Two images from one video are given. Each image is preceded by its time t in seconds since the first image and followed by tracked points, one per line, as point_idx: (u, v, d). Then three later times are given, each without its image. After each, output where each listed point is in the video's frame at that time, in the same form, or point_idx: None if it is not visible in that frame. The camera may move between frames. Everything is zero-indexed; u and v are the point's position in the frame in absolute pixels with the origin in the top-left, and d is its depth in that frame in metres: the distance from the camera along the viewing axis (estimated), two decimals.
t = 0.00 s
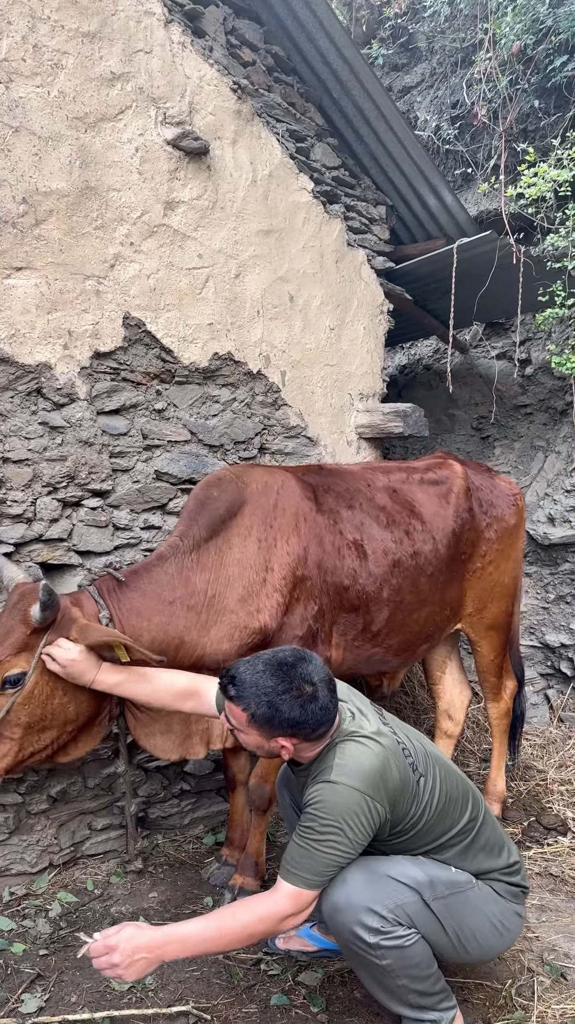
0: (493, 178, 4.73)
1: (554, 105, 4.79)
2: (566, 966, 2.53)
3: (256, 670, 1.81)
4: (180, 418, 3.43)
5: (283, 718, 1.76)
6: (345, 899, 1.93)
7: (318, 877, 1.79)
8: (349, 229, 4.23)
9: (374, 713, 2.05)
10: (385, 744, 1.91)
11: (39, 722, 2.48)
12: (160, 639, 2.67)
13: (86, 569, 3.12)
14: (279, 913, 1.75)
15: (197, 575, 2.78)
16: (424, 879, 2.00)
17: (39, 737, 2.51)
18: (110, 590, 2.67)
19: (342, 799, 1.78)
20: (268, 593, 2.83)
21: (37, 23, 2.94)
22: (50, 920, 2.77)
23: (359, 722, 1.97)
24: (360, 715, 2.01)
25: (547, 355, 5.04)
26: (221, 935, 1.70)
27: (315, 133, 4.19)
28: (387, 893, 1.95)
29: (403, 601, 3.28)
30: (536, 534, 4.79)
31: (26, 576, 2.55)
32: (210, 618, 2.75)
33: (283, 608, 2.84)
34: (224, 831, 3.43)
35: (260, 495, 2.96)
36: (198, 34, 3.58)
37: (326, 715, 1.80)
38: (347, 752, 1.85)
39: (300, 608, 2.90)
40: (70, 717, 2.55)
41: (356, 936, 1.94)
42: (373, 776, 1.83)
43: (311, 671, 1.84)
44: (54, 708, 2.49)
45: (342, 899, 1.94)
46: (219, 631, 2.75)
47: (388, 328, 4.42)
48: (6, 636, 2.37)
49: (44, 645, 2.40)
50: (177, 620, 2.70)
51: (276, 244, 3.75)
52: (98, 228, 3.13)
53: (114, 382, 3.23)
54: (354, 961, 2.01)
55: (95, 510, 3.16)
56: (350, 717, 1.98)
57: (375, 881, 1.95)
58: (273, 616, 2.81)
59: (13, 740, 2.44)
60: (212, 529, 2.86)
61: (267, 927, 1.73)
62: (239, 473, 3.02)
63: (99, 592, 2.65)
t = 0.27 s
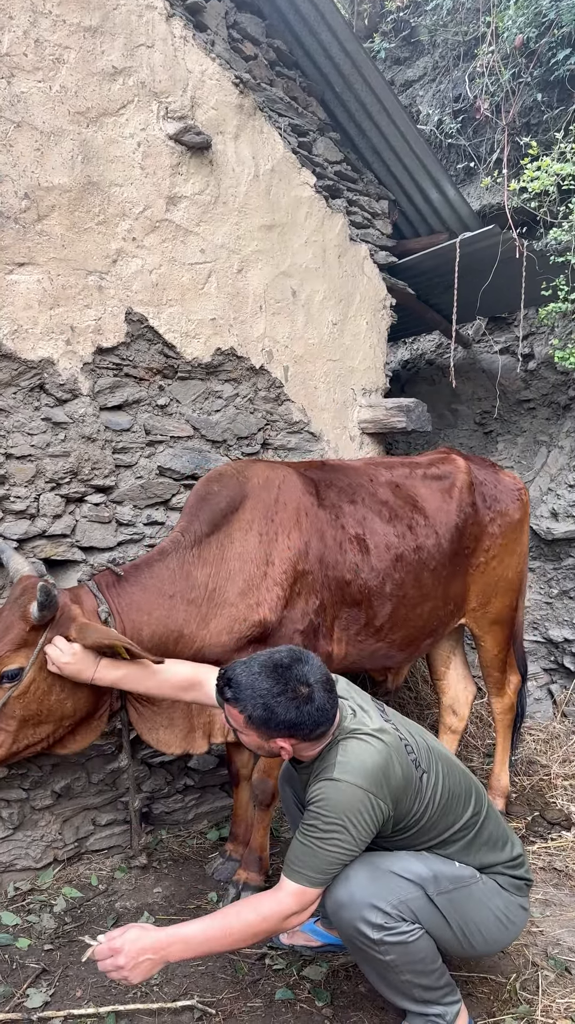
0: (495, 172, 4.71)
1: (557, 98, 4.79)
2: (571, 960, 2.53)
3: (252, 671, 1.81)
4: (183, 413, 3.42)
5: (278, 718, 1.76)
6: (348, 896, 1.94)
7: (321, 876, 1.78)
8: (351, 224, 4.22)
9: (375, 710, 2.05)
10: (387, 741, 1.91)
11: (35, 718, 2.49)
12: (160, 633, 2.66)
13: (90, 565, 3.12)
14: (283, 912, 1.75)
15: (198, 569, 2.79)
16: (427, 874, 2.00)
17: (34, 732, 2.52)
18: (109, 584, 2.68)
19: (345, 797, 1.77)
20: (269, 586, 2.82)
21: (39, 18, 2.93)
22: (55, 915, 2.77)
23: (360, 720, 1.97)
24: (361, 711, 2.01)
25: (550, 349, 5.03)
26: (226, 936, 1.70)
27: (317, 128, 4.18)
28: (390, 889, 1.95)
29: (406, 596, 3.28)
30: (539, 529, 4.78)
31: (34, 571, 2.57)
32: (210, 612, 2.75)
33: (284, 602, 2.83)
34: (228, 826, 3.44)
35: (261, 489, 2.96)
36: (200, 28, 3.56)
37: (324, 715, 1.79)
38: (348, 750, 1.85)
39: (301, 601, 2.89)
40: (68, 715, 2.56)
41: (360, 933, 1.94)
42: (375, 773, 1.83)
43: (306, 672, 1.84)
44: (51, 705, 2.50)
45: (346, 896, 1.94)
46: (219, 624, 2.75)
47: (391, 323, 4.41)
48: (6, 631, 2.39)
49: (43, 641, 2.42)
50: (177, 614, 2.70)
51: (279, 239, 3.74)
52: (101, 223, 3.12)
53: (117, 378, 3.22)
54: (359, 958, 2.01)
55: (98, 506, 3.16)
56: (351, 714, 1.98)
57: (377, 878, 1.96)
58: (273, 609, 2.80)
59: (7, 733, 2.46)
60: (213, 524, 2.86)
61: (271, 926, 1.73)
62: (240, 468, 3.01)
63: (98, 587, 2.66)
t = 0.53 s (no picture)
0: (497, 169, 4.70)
1: (558, 95, 4.79)
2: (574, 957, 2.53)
3: (257, 662, 1.81)
4: (184, 411, 3.42)
5: (281, 709, 1.75)
6: (346, 895, 1.94)
7: (321, 875, 1.78)
8: (353, 222, 4.21)
9: (381, 708, 2.04)
10: (390, 743, 1.91)
11: (37, 718, 2.49)
12: (163, 632, 2.66)
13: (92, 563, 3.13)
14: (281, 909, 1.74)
15: (200, 568, 2.79)
16: (426, 874, 2.00)
17: (37, 732, 2.53)
18: (112, 583, 2.69)
19: (346, 798, 1.77)
20: (270, 585, 2.82)
21: (40, 16, 2.93)
22: (58, 913, 2.78)
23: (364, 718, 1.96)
24: (365, 710, 2.00)
25: (552, 347, 5.02)
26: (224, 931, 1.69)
27: (318, 125, 4.17)
28: (388, 888, 1.95)
29: (408, 593, 3.28)
30: (541, 526, 4.78)
31: (39, 571, 2.59)
32: (213, 610, 2.76)
33: (285, 600, 2.83)
34: (231, 824, 3.44)
35: (261, 487, 2.96)
36: (200, 25, 3.56)
37: (327, 709, 1.78)
38: (352, 750, 1.85)
39: (301, 599, 2.89)
40: (71, 715, 2.56)
41: (357, 932, 1.95)
42: (377, 775, 1.82)
43: (311, 666, 1.83)
44: (53, 706, 2.50)
45: (343, 895, 1.94)
46: (221, 623, 2.75)
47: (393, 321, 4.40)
48: (8, 633, 2.38)
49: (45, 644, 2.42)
50: (180, 613, 2.70)
51: (280, 237, 3.74)
52: (102, 221, 3.12)
53: (118, 376, 3.22)
54: (357, 957, 2.01)
55: (100, 504, 3.16)
56: (356, 712, 1.97)
57: (375, 877, 1.96)
58: (275, 607, 2.80)
59: (10, 733, 2.47)
60: (214, 523, 2.86)
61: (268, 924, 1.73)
62: (241, 467, 3.02)
63: (101, 586, 2.66)
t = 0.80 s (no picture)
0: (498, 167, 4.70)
1: (560, 93, 4.76)
2: None
3: (263, 642, 1.84)
4: (186, 411, 3.42)
5: (284, 686, 1.76)
6: (351, 887, 1.93)
7: (326, 865, 1.78)
8: (354, 220, 4.20)
9: (386, 699, 2.05)
10: (395, 732, 1.91)
11: (41, 716, 2.50)
12: (169, 632, 2.67)
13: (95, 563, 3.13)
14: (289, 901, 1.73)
15: (206, 569, 2.79)
16: (431, 869, 2.00)
17: (41, 730, 2.54)
18: (117, 583, 2.69)
19: (349, 786, 1.77)
20: (277, 585, 2.82)
21: (40, 16, 2.93)
22: (62, 912, 2.78)
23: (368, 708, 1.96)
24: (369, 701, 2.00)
25: (554, 344, 5.01)
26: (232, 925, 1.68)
27: (319, 124, 4.16)
28: (393, 882, 1.95)
29: (411, 592, 3.28)
30: (543, 525, 4.77)
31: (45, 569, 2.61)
32: (220, 611, 2.76)
33: (291, 600, 2.83)
34: (234, 822, 3.44)
35: (267, 487, 2.96)
36: (201, 24, 3.56)
37: (331, 690, 1.79)
38: (356, 738, 1.85)
39: (308, 599, 2.90)
40: (74, 714, 2.57)
41: (362, 926, 1.94)
42: (381, 764, 1.82)
43: (315, 647, 1.85)
44: (57, 704, 2.51)
45: (349, 888, 1.93)
46: (227, 623, 2.76)
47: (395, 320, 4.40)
48: (13, 630, 2.40)
49: (49, 641, 2.43)
50: (187, 614, 2.70)
51: (281, 236, 3.74)
52: (103, 221, 3.12)
53: (120, 376, 3.22)
54: (362, 950, 2.01)
55: (103, 504, 3.16)
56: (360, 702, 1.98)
57: (381, 870, 1.95)
58: (282, 607, 2.80)
59: (14, 730, 2.48)
60: (220, 523, 2.86)
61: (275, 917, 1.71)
62: (246, 466, 3.01)
63: (106, 585, 2.67)
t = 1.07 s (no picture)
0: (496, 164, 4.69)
1: (558, 89, 4.78)
2: None
3: (258, 621, 1.90)
4: (184, 409, 3.42)
5: (277, 659, 1.81)
6: (360, 877, 1.93)
7: (328, 847, 1.77)
8: (352, 218, 4.20)
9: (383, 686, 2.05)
10: (385, 709, 1.91)
11: (40, 715, 2.49)
12: (170, 632, 2.67)
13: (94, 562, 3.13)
14: (293, 881, 1.75)
15: (206, 568, 2.79)
16: (438, 862, 1.99)
17: (40, 729, 2.53)
18: (116, 582, 2.69)
19: (338, 763, 1.78)
20: (277, 584, 2.82)
21: (36, 14, 2.93)
22: (62, 911, 2.78)
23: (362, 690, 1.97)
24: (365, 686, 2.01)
25: (553, 342, 5.00)
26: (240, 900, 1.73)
27: (316, 121, 4.15)
28: (401, 873, 1.95)
29: (410, 590, 3.27)
30: (543, 522, 4.77)
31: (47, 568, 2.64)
32: (221, 610, 2.76)
33: (292, 598, 2.83)
34: (234, 821, 3.44)
35: (267, 486, 2.96)
36: (197, 22, 3.55)
37: (324, 662, 1.83)
38: (345, 716, 1.86)
39: (308, 597, 2.90)
40: (74, 715, 2.55)
41: (369, 916, 1.94)
42: (368, 738, 1.82)
43: (307, 621, 1.90)
44: (56, 703, 2.50)
45: (357, 878, 1.93)
46: (228, 622, 2.76)
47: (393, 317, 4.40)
48: (13, 627, 2.40)
49: (48, 638, 2.43)
50: (187, 613, 2.70)
51: (279, 234, 3.73)
52: (100, 219, 3.12)
53: (118, 375, 3.22)
54: (367, 941, 2.00)
55: (101, 503, 3.16)
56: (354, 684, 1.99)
57: (389, 861, 1.95)
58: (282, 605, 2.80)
59: (12, 729, 2.47)
60: (219, 522, 2.86)
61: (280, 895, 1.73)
62: (245, 465, 3.01)
63: (106, 585, 2.67)
